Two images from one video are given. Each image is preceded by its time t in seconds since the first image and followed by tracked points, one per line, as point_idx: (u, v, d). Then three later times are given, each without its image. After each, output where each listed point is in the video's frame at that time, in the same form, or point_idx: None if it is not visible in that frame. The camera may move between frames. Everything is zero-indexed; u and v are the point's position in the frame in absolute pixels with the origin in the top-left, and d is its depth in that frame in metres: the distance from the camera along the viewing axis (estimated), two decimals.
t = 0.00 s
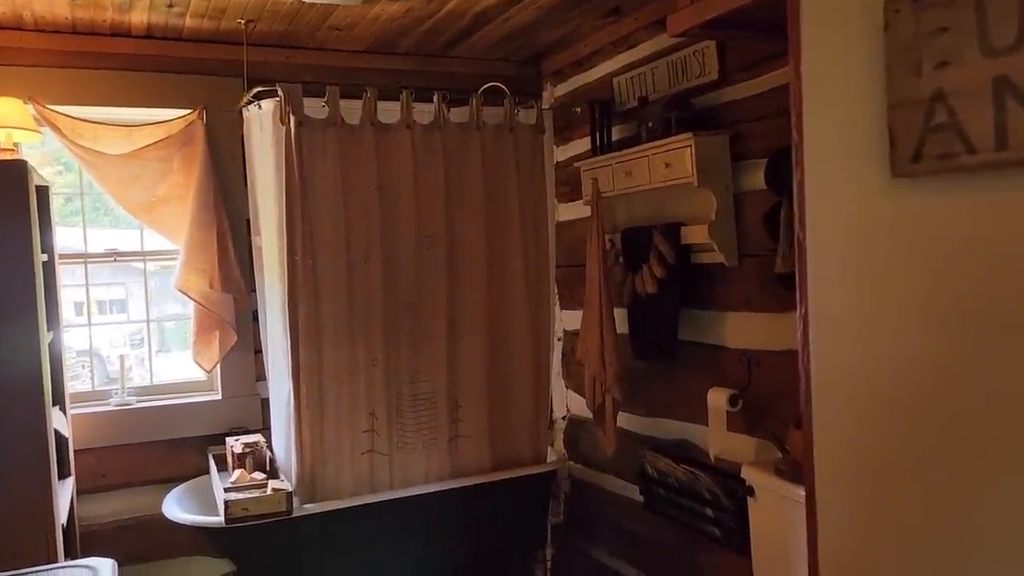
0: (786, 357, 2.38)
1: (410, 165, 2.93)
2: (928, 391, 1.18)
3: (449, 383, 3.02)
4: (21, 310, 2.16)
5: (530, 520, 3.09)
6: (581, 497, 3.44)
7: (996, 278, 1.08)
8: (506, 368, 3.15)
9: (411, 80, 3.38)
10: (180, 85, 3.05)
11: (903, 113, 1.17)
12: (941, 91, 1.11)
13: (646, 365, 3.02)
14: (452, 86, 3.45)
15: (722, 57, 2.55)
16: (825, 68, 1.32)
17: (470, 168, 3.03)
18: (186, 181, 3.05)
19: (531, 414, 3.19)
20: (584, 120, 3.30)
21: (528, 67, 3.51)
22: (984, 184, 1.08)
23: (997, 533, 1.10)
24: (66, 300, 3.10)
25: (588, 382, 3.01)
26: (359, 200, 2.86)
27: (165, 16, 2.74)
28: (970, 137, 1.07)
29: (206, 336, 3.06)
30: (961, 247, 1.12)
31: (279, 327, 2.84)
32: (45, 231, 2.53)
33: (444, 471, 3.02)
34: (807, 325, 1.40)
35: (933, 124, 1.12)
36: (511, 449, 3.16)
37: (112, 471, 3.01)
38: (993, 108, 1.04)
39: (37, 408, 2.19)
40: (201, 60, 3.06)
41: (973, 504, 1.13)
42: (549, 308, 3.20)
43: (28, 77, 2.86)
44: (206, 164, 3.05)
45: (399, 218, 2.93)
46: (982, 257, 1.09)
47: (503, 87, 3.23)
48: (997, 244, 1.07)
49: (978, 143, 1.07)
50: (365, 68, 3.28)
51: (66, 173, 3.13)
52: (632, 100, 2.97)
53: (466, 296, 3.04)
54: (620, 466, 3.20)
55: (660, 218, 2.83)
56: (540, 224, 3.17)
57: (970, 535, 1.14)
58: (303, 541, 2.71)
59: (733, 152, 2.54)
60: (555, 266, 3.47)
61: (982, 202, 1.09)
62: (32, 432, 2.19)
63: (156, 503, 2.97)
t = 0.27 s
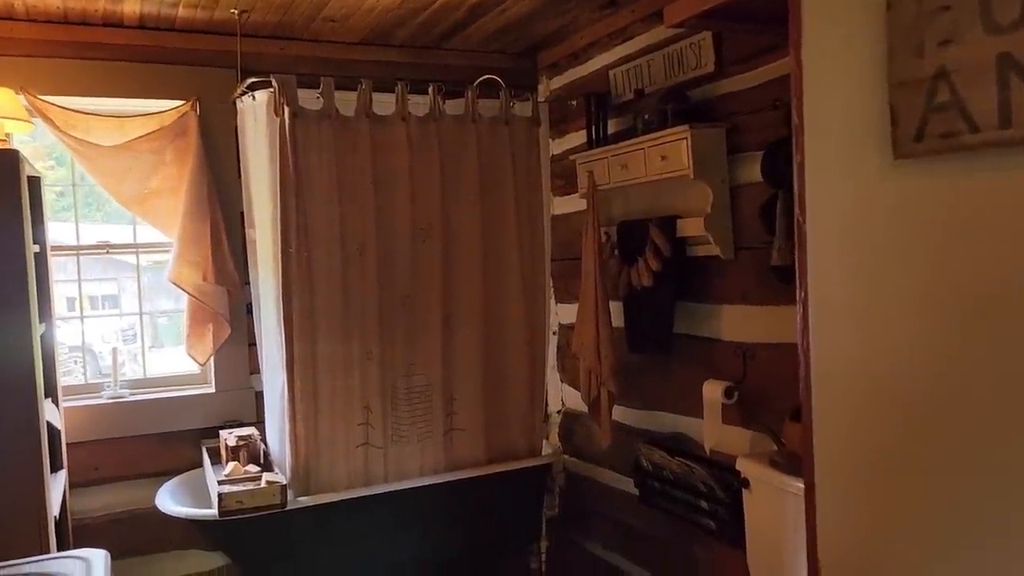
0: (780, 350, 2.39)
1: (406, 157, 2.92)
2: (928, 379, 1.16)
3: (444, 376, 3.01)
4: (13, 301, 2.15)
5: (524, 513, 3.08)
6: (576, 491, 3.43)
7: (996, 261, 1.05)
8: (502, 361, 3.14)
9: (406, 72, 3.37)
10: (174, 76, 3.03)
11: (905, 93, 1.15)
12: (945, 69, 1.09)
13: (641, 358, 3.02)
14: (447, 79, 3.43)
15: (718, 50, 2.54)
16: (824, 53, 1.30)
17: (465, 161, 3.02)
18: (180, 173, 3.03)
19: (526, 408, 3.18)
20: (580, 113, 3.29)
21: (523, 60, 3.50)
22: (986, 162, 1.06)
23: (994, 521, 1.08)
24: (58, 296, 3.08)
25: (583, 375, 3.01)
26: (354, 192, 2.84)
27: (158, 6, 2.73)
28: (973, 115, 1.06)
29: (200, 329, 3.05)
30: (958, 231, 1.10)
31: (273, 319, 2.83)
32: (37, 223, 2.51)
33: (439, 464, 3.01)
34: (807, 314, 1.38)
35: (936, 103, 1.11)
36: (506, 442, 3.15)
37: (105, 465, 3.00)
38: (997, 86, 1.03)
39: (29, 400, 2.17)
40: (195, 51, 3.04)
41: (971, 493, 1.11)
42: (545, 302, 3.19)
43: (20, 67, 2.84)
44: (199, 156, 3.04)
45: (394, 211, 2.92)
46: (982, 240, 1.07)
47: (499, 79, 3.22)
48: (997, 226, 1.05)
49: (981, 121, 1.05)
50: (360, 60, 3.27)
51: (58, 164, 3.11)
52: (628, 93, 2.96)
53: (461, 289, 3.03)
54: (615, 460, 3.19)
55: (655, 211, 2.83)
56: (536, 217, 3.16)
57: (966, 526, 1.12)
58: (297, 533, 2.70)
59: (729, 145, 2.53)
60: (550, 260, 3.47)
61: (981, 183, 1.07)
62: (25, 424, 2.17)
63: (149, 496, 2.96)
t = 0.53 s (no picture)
0: (782, 344, 2.37)
1: (405, 149, 2.89)
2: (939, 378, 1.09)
3: (443, 370, 2.99)
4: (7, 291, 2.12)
5: (524, 508, 3.06)
6: (576, 486, 3.41)
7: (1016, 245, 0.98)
8: (502, 355, 3.12)
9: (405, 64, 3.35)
10: (170, 66, 3.01)
11: (921, 64, 1.08)
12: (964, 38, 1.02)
13: (642, 352, 3.00)
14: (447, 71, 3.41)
15: (720, 42, 2.52)
16: (832, 34, 1.22)
17: (465, 153, 3.00)
18: (177, 165, 3.01)
19: (526, 402, 3.16)
20: (580, 106, 3.26)
21: (524, 52, 3.48)
22: (1008, 138, 0.98)
23: (1010, 524, 1.00)
24: (55, 292, 3.06)
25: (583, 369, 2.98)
26: (353, 184, 2.82)
27: None
28: (993, 88, 0.99)
29: (198, 322, 3.03)
30: (977, 220, 1.02)
31: (271, 310, 2.80)
32: (33, 213, 2.48)
33: (437, 459, 2.99)
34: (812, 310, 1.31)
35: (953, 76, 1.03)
36: (505, 437, 3.13)
37: (102, 458, 2.98)
38: (1019, 55, 0.96)
39: (23, 391, 2.15)
40: (192, 41, 3.02)
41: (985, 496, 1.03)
42: (545, 295, 3.16)
43: (15, 57, 2.81)
44: (197, 148, 3.01)
45: (393, 203, 2.89)
46: (1000, 223, 0.99)
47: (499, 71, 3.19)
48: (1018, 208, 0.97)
49: (1002, 93, 0.98)
50: (360, 51, 3.24)
51: (55, 156, 3.09)
52: (630, 85, 2.94)
53: (461, 282, 3.01)
54: (615, 455, 3.17)
55: (657, 203, 2.80)
56: (536, 210, 3.13)
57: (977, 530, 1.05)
58: (294, 527, 2.68)
59: (731, 136, 2.51)
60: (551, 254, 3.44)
61: (1000, 160, 0.99)
62: (19, 416, 2.15)
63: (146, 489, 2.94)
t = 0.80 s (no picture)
0: (794, 342, 2.31)
1: (409, 142, 2.84)
2: (978, 368, 1.09)
3: (448, 367, 2.94)
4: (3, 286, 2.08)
5: (529, 507, 3.01)
6: (582, 485, 3.36)
7: None
8: (507, 352, 3.07)
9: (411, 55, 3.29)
10: (173, 57, 2.96)
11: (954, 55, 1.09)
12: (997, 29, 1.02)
13: (650, 349, 2.95)
14: (453, 62, 3.35)
15: (732, 32, 2.46)
16: (855, 30, 1.24)
17: (471, 146, 2.95)
18: (179, 158, 2.97)
19: (531, 399, 3.11)
20: (588, 98, 3.20)
21: (531, 43, 3.42)
22: None
23: None
24: (55, 283, 3.02)
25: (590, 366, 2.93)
26: (357, 177, 2.77)
27: None
28: None
29: (200, 317, 2.99)
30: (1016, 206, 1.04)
31: (273, 306, 2.76)
32: (31, 207, 2.45)
33: (442, 457, 2.95)
34: (833, 306, 1.31)
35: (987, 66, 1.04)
36: (511, 435, 3.09)
37: (103, 454, 2.94)
38: None
39: (19, 387, 2.11)
40: (195, 32, 2.97)
41: None
42: (552, 291, 3.11)
43: (15, 48, 2.77)
44: (199, 141, 2.96)
45: (396, 197, 2.84)
46: None
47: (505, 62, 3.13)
48: None
49: None
50: (365, 42, 3.19)
51: (56, 149, 3.05)
52: (639, 77, 2.88)
53: (466, 277, 2.96)
54: (622, 454, 3.12)
55: (666, 198, 2.75)
56: (543, 204, 3.08)
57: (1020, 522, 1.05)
58: (296, 526, 2.64)
59: (742, 129, 2.45)
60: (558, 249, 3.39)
61: None
62: (15, 413, 2.11)
63: (147, 487, 2.94)
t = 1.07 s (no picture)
0: (814, 335, 2.24)
1: (419, 129, 2.78)
2: None
3: (459, 359, 2.89)
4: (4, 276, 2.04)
5: (542, 502, 2.96)
6: (596, 480, 3.31)
7: None
8: (519, 344, 3.01)
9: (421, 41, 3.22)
10: (180, 45, 2.91)
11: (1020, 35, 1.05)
12: None
13: (666, 342, 2.88)
14: (465, 49, 3.28)
15: (752, 15, 2.37)
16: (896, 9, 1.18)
17: (482, 134, 2.88)
18: (186, 147, 2.92)
19: (544, 393, 3.05)
20: (603, 85, 3.13)
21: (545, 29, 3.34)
22: None
23: None
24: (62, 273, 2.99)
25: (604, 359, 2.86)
26: (365, 166, 2.72)
27: None
28: None
29: (208, 309, 2.95)
30: None
31: (280, 296, 2.71)
32: (34, 196, 2.41)
33: (452, 451, 2.89)
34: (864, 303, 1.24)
35: None
36: (523, 428, 3.03)
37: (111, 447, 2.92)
38: None
39: (21, 380, 2.07)
40: (202, 19, 2.92)
41: None
42: (565, 282, 3.05)
43: (20, 35, 2.73)
44: (207, 129, 2.92)
45: (406, 186, 2.78)
46: None
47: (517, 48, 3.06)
48: None
49: None
50: (375, 29, 3.13)
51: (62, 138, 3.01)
52: (655, 62, 2.80)
53: (477, 268, 2.90)
54: (637, 449, 3.06)
55: (684, 187, 2.67)
56: (556, 194, 3.01)
57: None
58: (304, 521, 2.59)
59: (762, 115, 2.37)
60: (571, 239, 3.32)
61: None
62: (16, 406, 2.07)
63: (154, 480, 2.89)
